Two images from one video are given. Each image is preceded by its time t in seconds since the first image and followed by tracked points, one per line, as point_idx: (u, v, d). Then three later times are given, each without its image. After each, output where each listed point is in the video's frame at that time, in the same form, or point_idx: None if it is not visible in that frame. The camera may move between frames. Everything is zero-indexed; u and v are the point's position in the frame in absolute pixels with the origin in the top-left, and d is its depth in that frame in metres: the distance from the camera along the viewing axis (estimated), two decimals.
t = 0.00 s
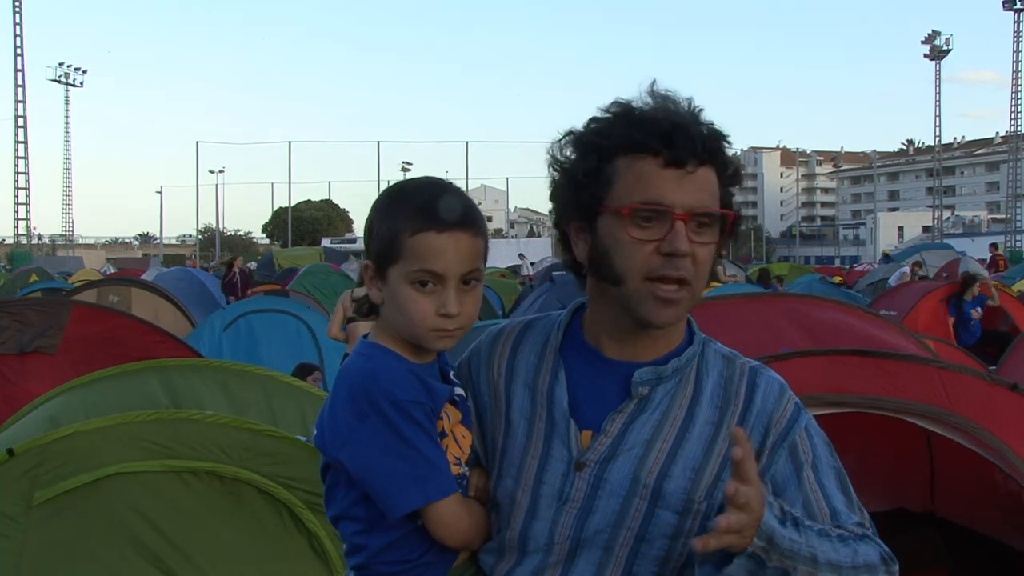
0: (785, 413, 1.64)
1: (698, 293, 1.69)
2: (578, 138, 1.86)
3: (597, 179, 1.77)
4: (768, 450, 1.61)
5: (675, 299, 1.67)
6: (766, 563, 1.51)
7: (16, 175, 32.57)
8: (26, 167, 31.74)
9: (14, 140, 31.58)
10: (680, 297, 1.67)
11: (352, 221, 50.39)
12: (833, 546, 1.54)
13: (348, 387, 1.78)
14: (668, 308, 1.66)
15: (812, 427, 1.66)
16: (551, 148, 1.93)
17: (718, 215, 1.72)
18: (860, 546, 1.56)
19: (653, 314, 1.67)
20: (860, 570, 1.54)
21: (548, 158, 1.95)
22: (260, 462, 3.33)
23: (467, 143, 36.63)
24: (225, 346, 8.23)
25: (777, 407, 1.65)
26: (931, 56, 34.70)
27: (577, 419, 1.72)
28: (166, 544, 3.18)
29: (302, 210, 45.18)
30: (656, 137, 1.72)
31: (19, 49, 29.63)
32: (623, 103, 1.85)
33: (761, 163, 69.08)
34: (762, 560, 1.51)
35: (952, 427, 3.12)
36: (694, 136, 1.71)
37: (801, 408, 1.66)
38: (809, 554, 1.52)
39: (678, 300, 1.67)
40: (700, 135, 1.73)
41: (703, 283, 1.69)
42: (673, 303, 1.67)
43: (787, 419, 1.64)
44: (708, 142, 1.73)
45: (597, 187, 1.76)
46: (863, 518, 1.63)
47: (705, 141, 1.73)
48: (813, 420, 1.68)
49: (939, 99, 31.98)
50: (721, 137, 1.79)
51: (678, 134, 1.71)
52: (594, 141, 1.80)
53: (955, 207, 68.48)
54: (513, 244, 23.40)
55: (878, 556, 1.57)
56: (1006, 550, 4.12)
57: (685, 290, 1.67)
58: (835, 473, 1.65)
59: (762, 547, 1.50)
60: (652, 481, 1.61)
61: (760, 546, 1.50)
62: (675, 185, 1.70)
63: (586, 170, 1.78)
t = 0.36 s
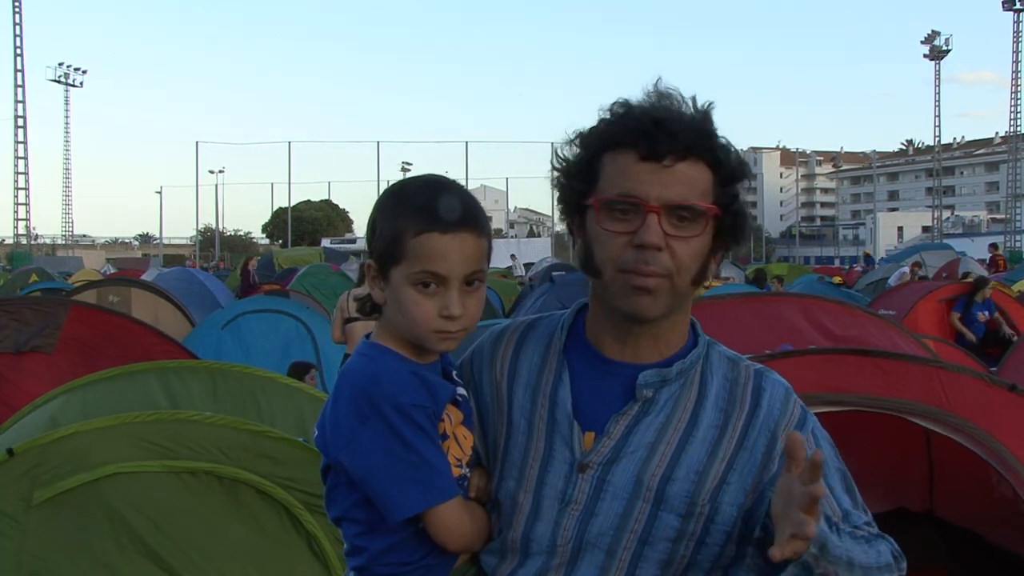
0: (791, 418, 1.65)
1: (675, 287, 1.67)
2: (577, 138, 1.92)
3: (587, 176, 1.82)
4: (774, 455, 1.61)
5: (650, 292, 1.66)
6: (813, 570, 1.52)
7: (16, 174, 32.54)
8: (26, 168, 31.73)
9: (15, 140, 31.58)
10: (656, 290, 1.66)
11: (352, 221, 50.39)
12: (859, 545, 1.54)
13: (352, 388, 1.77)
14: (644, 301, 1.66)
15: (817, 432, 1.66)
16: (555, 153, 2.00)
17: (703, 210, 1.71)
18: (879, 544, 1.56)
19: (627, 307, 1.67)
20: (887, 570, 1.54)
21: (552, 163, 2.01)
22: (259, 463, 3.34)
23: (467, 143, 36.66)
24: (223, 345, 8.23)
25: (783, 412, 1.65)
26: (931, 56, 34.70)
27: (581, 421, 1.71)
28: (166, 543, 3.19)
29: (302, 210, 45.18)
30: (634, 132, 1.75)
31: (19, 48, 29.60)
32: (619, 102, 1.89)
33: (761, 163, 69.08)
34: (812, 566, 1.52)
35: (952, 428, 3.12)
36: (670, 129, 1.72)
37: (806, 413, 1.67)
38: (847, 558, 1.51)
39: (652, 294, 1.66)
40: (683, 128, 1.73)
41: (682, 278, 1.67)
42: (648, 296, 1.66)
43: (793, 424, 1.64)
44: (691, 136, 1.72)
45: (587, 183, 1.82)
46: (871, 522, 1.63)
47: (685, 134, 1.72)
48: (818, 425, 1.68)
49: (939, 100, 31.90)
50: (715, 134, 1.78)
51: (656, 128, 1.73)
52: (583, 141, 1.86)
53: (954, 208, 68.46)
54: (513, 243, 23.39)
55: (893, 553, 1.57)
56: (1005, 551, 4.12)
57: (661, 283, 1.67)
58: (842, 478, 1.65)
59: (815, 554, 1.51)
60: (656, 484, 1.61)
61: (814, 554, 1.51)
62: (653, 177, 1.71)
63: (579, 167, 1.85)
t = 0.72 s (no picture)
0: (790, 420, 1.64)
1: (655, 269, 1.68)
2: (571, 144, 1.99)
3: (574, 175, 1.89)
4: (772, 459, 1.61)
5: (629, 274, 1.68)
6: None
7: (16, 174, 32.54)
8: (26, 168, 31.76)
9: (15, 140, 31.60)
10: (635, 272, 1.68)
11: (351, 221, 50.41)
12: (834, 560, 1.53)
13: (353, 393, 1.74)
14: (623, 282, 1.68)
15: (816, 435, 1.66)
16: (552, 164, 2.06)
17: (680, 192, 1.73)
18: (859, 559, 1.56)
19: (608, 291, 1.69)
20: None
21: (551, 174, 2.07)
22: (259, 463, 3.35)
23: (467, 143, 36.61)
24: (224, 345, 8.16)
25: (782, 414, 1.64)
26: (931, 56, 34.71)
27: (580, 421, 1.72)
28: (166, 543, 3.18)
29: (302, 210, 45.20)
30: (610, 125, 1.81)
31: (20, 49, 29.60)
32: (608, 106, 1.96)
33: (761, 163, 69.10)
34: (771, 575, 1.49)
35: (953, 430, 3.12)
36: (642, 116, 1.76)
37: (805, 415, 1.66)
38: (813, 568, 1.50)
39: (631, 276, 1.68)
40: (656, 114, 1.77)
41: (661, 259, 1.69)
42: (626, 278, 1.68)
43: (792, 427, 1.63)
44: (664, 122, 1.76)
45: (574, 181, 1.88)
46: (863, 528, 1.63)
47: (658, 120, 1.76)
48: (816, 428, 1.68)
49: (939, 99, 31.94)
50: (694, 120, 1.81)
51: (629, 117, 1.78)
52: (571, 143, 1.92)
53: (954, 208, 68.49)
54: (513, 243, 23.42)
55: (875, 567, 1.57)
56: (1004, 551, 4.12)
57: (641, 266, 1.68)
58: (837, 483, 1.65)
59: (772, 563, 1.48)
60: (656, 485, 1.61)
61: (770, 563, 1.48)
62: (627, 163, 1.75)
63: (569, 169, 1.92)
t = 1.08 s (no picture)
0: (784, 411, 1.63)
1: (656, 278, 1.69)
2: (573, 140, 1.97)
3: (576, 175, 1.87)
4: (763, 445, 1.61)
5: (630, 283, 1.68)
6: (724, 542, 1.45)
7: (15, 175, 32.52)
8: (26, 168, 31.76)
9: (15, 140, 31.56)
10: (635, 281, 1.68)
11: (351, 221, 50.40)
12: (795, 541, 1.49)
13: (359, 395, 1.74)
14: (625, 291, 1.68)
15: (811, 428, 1.64)
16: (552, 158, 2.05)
17: (682, 201, 1.72)
18: (827, 549, 1.50)
19: (607, 300, 1.69)
20: (823, 570, 1.48)
21: (550, 169, 2.06)
22: (258, 463, 3.35)
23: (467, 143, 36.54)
24: (224, 345, 8.18)
25: (777, 405, 1.64)
26: (931, 56, 34.65)
27: (578, 415, 1.72)
28: (166, 543, 3.18)
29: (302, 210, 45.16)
30: (613, 129, 1.78)
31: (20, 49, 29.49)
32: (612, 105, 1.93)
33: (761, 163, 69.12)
34: (722, 536, 1.45)
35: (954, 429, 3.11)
36: (646, 122, 1.74)
37: (801, 408, 1.65)
38: (767, 542, 1.47)
39: (632, 286, 1.68)
40: (659, 121, 1.75)
41: (661, 268, 1.69)
42: (627, 287, 1.68)
43: (786, 416, 1.63)
44: (668, 128, 1.74)
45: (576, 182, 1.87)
46: (848, 530, 1.58)
47: (661, 126, 1.74)
48: (811, 422, 1.66)
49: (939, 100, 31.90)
50: (696, 125, 1.79)
51: (632, 122, 1.75)
52: (572, 143, 1.90)
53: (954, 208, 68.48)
54: (514, 243, 23.42)
55: (848, 565, 1.51)
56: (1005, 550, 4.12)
57: (642, 275, 1.68)
58: (827, 478, 1.61)
59: (721, 521, 1.45)
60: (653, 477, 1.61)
61: (720, 521, 1.45)
62: (629, 170, 1.74)
63: (572, 168, 1.90)
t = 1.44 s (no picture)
0: (780, 407, 1.63)
1: (667, 305, 1.68)
2: (565, 142, 1.89)
3: (574, 190, 1.81)
4: (757, 441, 1.61)
5: (642, 313, 1.67)
6: (707, 518, 1.46)
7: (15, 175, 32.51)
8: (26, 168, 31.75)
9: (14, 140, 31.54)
10: (648, 310, 1.67)
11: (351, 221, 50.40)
12: (781, 524, 1.49)
13: (361, 406, 1.70)
14: (638, 320, 1.67)
15: (807, 425, 1.63)
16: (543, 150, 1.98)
17: (692, 227, 1.70)
18: (814, 537, 1.50)
19: (619, 328, 1.68)
20: (810, 558, 1.48)
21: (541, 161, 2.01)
22: (257, 463, 3.35)
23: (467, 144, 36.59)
24: (224, 345, 8.18)
25: (773, 402, 1.63)
26: (931, 56, 34.64)
27: (577, 418, 1.71)
28: (165, 543, 3.17)
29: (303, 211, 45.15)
30: (619, 152, 1.72)
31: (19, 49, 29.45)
32: (610, 110, 1.85)
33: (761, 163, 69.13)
34: (705, 511, 1.46)
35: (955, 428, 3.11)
36: (656, 150, 1.68)
37: (798, 405, 1.64)
38: (752, 520, 1.47)
39: (644, 315, 1.67)
40: (669, 147, 1.69)
41: (672, 296, 1.68)
42: (640, 316, 1.67)
43: (781, 413, 1.62)
44: (678, 155, 1.69)
45: (575, 197, 1.81)
46: (841, 525, 1.57)
47: (671, 153, 1.69)
48: (807, 419, 1.65)
49: (939, 100, 31.89)
50: (703, 143, 1.74)
51: (640, 148, 1.69)
52: (569, 153, 1.83)
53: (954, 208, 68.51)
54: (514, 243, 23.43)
55: (838, 558, 1.50)
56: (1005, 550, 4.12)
57: (653, 303, 1.67)
58: (822, 472, 1.61)
59: (704, 495, 1.46)
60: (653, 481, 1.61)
61: (702, 495, 1.45)
62: (637, 199, 1.69)
63: (567, 179, 1.83)
